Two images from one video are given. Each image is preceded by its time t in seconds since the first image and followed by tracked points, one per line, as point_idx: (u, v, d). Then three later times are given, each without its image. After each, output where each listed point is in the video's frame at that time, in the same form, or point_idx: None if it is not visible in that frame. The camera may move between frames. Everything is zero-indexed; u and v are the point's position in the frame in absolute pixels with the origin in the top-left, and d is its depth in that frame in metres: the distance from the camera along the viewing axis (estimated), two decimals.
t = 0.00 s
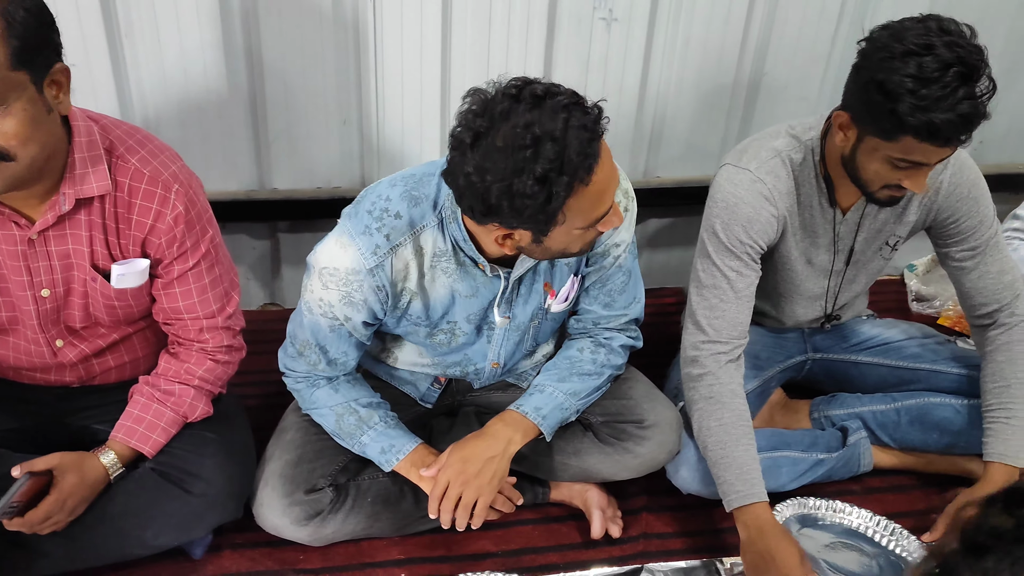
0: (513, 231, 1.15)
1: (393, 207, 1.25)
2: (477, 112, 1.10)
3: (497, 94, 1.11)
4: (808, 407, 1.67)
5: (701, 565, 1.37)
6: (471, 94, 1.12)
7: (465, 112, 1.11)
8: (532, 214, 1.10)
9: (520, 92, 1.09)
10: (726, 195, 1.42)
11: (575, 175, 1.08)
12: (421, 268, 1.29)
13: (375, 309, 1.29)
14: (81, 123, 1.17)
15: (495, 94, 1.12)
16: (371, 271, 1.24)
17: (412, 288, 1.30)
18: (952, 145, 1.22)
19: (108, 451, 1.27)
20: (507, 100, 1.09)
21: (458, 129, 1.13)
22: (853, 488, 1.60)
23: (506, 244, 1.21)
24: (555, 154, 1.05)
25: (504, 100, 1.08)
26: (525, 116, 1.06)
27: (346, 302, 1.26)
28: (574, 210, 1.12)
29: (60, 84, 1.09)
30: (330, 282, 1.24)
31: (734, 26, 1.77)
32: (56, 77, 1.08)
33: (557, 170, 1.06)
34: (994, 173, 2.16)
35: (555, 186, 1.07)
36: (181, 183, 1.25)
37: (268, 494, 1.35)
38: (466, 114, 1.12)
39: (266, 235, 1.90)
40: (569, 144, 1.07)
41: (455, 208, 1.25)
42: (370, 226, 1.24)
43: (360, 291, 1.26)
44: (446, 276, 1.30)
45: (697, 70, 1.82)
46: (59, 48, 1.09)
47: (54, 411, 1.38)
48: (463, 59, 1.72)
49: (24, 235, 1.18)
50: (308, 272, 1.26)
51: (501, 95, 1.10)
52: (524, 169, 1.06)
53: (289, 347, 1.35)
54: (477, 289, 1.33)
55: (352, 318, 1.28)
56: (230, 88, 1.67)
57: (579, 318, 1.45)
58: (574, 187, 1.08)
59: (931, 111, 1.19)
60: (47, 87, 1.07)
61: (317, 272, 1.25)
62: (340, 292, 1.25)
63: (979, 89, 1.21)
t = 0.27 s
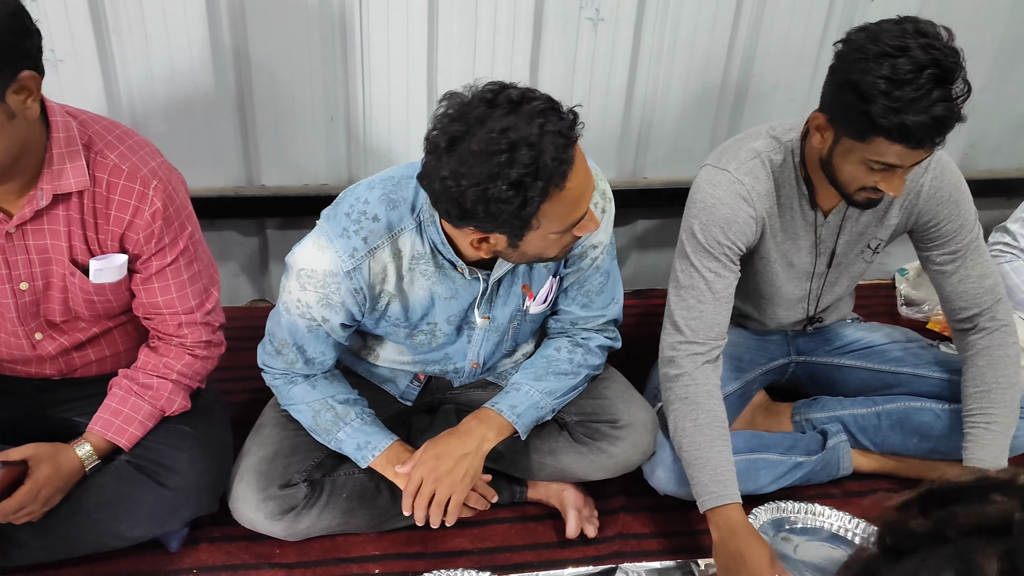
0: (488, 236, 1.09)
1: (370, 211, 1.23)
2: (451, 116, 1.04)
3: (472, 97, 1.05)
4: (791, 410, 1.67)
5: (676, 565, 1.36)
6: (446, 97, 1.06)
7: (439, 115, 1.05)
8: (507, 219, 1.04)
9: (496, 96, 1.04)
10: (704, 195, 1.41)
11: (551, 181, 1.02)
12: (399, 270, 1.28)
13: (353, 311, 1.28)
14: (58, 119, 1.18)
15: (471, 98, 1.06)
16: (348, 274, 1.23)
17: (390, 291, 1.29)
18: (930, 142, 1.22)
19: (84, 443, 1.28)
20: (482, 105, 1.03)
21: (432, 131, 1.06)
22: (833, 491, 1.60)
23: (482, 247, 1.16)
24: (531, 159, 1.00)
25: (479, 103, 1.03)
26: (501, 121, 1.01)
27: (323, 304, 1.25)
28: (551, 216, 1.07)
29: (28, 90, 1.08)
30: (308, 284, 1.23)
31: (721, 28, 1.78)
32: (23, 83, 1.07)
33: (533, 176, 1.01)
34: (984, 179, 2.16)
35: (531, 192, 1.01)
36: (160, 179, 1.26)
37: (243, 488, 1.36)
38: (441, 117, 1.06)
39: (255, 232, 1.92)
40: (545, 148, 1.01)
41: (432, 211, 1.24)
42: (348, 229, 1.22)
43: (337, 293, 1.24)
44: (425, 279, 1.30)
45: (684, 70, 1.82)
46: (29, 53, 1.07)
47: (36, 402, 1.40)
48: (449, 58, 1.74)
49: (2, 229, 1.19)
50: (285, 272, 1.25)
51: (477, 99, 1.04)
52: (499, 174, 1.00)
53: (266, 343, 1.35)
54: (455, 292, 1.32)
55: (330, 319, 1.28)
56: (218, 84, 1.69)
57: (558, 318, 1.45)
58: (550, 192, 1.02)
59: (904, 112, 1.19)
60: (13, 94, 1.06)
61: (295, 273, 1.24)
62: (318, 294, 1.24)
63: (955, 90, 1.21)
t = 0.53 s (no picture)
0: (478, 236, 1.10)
1: (363, 211, 1.24)
2: (440, 116, 1.05)
3: (462, 98, 1.06)
4: (790, 414, 1.65)
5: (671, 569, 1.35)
6: (437, 98, 1.07)
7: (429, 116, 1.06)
8: (494, 219, 1.04)
9: (485, 97, 1.04)
10: (701, 197, 1.41)
11: (538, 183, 1.02)
12: (391, 270, 1.28)
13: (346, 310, 1.29)
14: (54, 118, 1.19)
15: (460, 99, 1.07)
16: (341, 273, 1.23)
17: (383, 291, 1.30)
18: (926, 153, 1.22)
19: (80, 440, 1.29)
20: (471, 106, 1.04)
21: (422, 132, 1.07)
22: (832, 497, 1.59)
23: (471, 247, 1.17)
24: (518, 161, 1.00)
25: (467, 105, 1.03)
26: (489, 122, 1.01)
27: (316, 303, 1.26)
28: (539, 217, 1.07)
29: (16, 93, 1.09)
30: (301, 283, 1.24)
31: (723, 29, 1.77)
32: (12, 86, 1.08)
33: (520, 177, 1.01)
34: (992, 183, 2.14)
35: (517, 193, 1.02)
36: (156, 178, 1.27)
37: (238, 486, 1.37)
38: (430, 117, 1.07)
39: (257, 231, 1.93)
40: (533, 150, 1.01)
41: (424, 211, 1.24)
42: (340, 229, 1.23)
43: (330, 293, 1.25)
44: (417, 279, 1.30)
45: (685, 72, 1.82)
46: (20, 56, 1.08)
47: (35, 398, 1.41)
48: (451, 59, 1.74)
49: None
50: (279, 271, 1.25)
51: (466, 100, 1.05)
52: (485, 175, 1.00)
53: (262, 343, 1.35)
54: (448, 292, 1.33)
55: (323, 319, 1.28)
56: (220, 84, 1.70)
57: (553, 320, 1.45)
58: (537, 194, 1.03)
59: (902, 117, 1.18)
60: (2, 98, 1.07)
61: (288, 273, 1.25)
62: (311, 293, 1.25)
63: (954, 96, 1.20)
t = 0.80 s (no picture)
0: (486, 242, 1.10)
1: (372, 215, 1.24)
2: (448, 121, 1.05)
3: (469, 103, 1.06)
4: (800, 420, 1.65)
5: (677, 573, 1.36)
6: (445, 104, 1.07)
7: (437, 122, 1.06)
8: (501, 225, 1.04)
9: (493, 102, 1.04)
10: (712, 201, 1.40)
11: (545, 188, 1.02)
12: (400, 275, 1.29)
13: (354, 314, 1.29)
14: (67, 118, 1.21)
15: (468, 103, 1.06)
16: (349, 277, 1.24)
17: (391, 295, 1.30)
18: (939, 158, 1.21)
19: (90, 438, 1.30)
20: (479, 111, 1.04)
21: (430, 138, 1.07)
22: (842, 504, 1.58)
23: (478, 253, 1.17)
24: (524, 167, 1.00)
25: (475, 111, 1.03)
26: (496, 127, 1.01)
27: (325, 306, 1.26)
28: (547, 222, 1.07)
29: (16, 100, 1.09)
30: (310, 286, 1.24)
31: (736, 32, 1.76)
32: (11, 92, 1.08)
33: (527, 183, 1.01)
34: (1009, 188, 2.12)
35: (524, 200, 1.02)
36: (167, 179, 1.28)
37: (246, 485, 1.38)
38: (438, 122, 1.07)
39: (269, 231, 1.94)
40: (539, 156, 1.01)
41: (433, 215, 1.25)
42: (349, 233, 1.23)
43: (339, 296, 1.25)
44: (426, 283, 1.30)
45: (698, 74, 1.81)
46: (22, 61, 1.09)
47: (47, 395, 1.42)
48: (462, 61, 1.74)
49: (12, 224, 1.21)
50: (289, 275, 1.26)
51: (473, 105, 1.05)
52: (492, 180, 1.00)
53: (272, 344, 1.36)
54: (457, 296, 1.33)
55: (332, 322, 1.29)
56: (232, 85, 1.71)
57: (562, 323, 1.45)
58: (544, 199, 1.02)
59: (914, 122, 1.17)
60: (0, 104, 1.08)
61: (297, 276, 1.25)
62: (320, 297, 1.25)
63: (968, 100, 1.19)
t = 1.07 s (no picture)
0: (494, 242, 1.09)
1: (380, 213, 1.24)
2: (458, 120, 1.04)
3: (480, 102, 1.05)
4: (812, 423, 1.63)
5: None
6: (456, 102, 1.06)
7: (448, 120, 1.05)
8: (510, 226, 1.03)
9: (504, 102, 1.03)
10: (724, 202, 1.39)
11: (555, 190, 1.01)
12: (407, 273, 1.28)
13: (362, 312, 1.28)
14: (75, 114, 1.20)
15: (479, 102, 1.06)
16: (357, 276, 1.23)
17: (399, 294, 1.29)
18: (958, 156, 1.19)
19: (97, 435, 1.29)
20: (489, 110, 1.03)
21: (440, 137, 1.06)
22: (854, 508, 1.56)
23: (486, 253, 1.15)
24: (535, 167, 0.99)
25: (486, 110, 1.02)
26: (506, 127, 1.00)
27: (333, 305, 1.25)
28: (556, 224, 1.05)
29: (19, 99, 1.09)
30: (318, 284, 1.24)
31: (751, 31, 1.75)
32: (13, 92, 1.08)
33: (536, 184, 1.00)
34: None
35: (534, 200, 1.01)
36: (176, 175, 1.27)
37: (253, 484, 1.37)
38: (449, 121, 1.06)
39: (279, 228, 1.94)
40: (550, 156, 0.99)
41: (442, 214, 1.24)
42: (357, 231, 1.22)
43: (346, 295, 1.24)
44: (434, 282, 1.29)
45: (711, 73, 1.80)
46: (24, 61, 1.08)
47: (55, 392, 1.42)
48: (473, 59, 1.73)
49: (20, 220, 1.21)
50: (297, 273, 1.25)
51: (485, 104, 1.04)
52: (502, 180, 0.99)
53: (279, 343, 1.35)
54: (465, 296, 1.32)
55: (340, 320, 1.28)
56: (242, 82, 1.71)
57: (571, 324, 1.44)
58: (554, 201, 1.01)
59: (930, 121, 1.15)
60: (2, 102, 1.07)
61: (305, 275, 1.24)
62: (328, 295, 1.24)
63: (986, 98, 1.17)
